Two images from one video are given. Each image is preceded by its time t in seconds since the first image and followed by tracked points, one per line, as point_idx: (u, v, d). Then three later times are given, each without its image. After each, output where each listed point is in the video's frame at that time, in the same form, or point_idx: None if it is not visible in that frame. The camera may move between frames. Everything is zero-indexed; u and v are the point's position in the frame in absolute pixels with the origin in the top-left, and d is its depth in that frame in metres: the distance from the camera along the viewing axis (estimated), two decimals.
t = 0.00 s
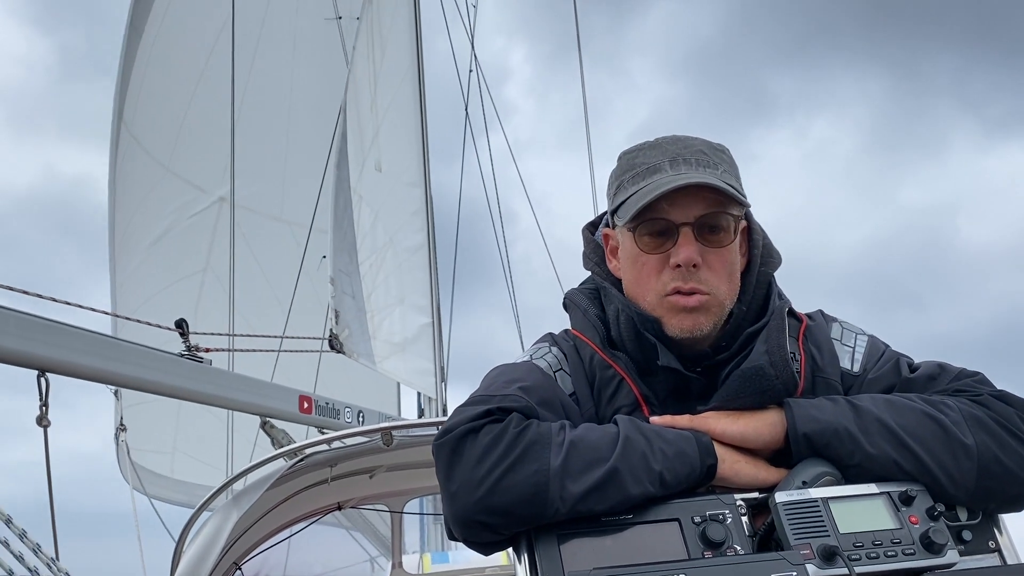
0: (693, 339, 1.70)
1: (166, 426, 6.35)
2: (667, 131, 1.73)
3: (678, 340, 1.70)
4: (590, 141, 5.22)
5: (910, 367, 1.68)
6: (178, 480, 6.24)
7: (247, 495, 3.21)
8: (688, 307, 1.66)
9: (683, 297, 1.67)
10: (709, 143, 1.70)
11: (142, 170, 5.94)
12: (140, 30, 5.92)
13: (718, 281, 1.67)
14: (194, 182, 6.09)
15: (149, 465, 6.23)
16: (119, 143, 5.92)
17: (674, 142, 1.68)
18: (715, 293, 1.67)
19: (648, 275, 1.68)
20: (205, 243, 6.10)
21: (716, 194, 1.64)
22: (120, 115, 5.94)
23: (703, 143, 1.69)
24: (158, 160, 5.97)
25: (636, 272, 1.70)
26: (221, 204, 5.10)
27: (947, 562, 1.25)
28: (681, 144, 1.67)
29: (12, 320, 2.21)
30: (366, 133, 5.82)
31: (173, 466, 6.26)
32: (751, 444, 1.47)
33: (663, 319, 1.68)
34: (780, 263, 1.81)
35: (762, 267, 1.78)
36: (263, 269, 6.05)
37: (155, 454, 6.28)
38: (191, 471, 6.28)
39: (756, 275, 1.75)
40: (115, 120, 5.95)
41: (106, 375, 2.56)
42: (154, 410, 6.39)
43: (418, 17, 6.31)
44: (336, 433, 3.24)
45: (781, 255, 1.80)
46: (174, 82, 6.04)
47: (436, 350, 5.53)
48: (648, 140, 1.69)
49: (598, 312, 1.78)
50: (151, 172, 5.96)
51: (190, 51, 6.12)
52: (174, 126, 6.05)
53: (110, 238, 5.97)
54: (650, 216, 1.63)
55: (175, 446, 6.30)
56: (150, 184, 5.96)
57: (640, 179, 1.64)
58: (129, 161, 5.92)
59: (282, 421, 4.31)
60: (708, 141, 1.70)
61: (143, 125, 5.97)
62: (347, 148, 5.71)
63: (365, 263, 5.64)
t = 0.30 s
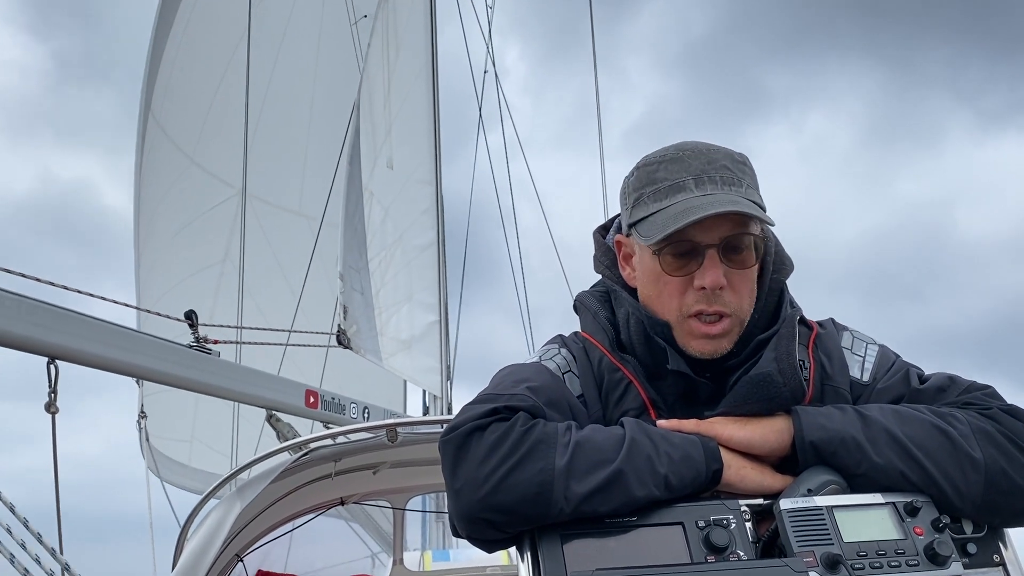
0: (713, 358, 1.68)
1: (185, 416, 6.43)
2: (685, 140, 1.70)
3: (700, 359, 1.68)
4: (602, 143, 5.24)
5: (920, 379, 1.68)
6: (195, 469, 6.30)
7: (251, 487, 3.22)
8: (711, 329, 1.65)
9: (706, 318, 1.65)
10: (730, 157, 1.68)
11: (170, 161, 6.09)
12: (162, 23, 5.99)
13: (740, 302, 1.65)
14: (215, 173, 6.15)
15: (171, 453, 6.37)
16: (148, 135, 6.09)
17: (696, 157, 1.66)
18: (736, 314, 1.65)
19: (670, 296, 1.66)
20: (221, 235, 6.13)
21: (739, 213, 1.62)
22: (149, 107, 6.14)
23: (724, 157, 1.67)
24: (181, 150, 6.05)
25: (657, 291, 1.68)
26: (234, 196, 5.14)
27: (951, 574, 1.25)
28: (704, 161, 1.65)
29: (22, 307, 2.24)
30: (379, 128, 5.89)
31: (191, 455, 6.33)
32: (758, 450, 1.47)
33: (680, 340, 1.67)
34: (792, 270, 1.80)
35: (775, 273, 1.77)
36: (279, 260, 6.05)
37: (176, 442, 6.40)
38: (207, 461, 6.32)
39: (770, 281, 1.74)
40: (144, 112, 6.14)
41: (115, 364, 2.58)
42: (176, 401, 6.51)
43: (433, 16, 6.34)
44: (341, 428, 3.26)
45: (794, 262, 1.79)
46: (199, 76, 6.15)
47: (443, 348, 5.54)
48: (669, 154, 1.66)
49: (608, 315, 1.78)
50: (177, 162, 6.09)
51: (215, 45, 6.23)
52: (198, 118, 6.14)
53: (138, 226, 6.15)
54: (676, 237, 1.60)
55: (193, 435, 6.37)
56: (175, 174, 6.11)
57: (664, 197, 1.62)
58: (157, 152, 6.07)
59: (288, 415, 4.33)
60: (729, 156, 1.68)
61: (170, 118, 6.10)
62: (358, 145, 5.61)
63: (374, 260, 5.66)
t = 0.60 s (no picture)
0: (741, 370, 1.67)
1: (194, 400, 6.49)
2: (718, 148, 1.60)
3: (727, 373, 1.67)
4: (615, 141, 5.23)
5: (934, 385, 1.67)
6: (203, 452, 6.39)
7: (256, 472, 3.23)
8: (740, 346, 1.62)
9: (736, 336, 1.61)
10: (763, 167, 1.60)
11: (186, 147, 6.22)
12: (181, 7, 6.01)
13: (771, 319, 1.61)
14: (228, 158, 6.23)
15: (181, 437, 6.48)
16: (168, 120, 6.24)
17: (730, 172, 1.57)
18: (767, 331, 1.61)
19: (700, 314, 1.61)
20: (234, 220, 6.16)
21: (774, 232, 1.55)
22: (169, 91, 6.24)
23: (759, 170, 1.58)
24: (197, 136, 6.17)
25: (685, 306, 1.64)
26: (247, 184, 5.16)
27: None
28: (739, 176, 1.56)
29: (37, 287, 2.25)
30: (392, 118, 5.90)
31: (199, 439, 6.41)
32: (769, 451, 1.47)
33: (710, 355, 1.64)
34: (809, 273, 1.80)
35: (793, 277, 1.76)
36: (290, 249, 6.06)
37: (184, 425, 6.48)
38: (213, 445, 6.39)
39: (790, 284, 1.73)
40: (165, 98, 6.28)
41: (125, 346, 2.60)
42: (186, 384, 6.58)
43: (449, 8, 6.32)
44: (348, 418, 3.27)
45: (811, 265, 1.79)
46: (218, 61, 6.17)
47: (450, 341, 5.54)
48: (703, 168, 1.56)
49: (623, 312, 1.79)
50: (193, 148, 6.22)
51: (235, 29, 6.22)
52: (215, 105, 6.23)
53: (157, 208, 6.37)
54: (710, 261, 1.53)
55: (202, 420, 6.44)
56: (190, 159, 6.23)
57: (699, 217, 1.54)
58: (174, 137, 6.24)
59: (295, 402, 4.36)
60: (762, 167, 1.59)
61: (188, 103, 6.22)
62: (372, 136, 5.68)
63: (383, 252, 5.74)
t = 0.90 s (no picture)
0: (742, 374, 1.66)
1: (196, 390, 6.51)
2: (731, 152, 1.58)
3: (727, 375, 1.66)
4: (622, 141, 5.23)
5: (934, 392, 1.67)
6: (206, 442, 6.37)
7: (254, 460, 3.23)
8: (744, 350, 1.61)
9: (740, 342, 1.61)
10: (775, 174, 1.59)
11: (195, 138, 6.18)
12: None
13: (775, 326, 1.61)
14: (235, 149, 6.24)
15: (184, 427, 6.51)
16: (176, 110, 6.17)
17: (743, 177, 1.56)
18: (771, 337, 1.61)
19: (706, 320, 1.61)
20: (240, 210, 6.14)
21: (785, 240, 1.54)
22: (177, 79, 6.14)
23: (772, 176, 1.57)
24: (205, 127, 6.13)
25: (691, 310, 1.63)
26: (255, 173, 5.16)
27: None
28: (752, 183, 1.55)
29: (49, 269, 2.25)
30: (401, 112, 5.90)
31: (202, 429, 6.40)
32: (765, 453, 1.47)
33: (714, 358, 1.64)
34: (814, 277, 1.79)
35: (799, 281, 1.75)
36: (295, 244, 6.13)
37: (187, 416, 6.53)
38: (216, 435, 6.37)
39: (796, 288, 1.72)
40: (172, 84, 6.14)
41: (132, 331, 2.60)
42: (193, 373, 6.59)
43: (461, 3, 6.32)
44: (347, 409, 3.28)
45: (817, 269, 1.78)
46: (228, 51, 6.09)
47: (452, 337, 5.56)
48: (716, 172, 1.55)
49: (625, 310, 1.79)
50: (200, 138, 6.17)
51: (245, 18, 6.13)
52: (223, 95, 6.14)
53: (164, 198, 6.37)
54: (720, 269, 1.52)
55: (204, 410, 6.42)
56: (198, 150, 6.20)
57: (711, 224, 1.53)
58: (182, 127, 6.19)
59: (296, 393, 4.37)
60: (775, 173, 1.58)
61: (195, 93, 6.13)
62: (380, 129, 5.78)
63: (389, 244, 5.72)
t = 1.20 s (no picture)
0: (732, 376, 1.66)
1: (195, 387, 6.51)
2: (726, 153, 1.59)
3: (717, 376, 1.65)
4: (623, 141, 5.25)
5: (926, 398, 1.67)
6: (204, 438, 6.33)
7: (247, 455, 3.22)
8: (734, 354, 1.60)
9: (730, 344, 1.59)
10: (769, 176, 1.58)
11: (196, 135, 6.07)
12: None
13: (765, 328, 1.59)
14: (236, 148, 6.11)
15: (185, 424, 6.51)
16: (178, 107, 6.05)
17: (736, 177, 1.56)
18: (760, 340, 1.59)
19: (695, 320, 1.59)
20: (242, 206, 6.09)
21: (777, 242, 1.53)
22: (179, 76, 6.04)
23: (765, 178, 1.57)
24: (207, 125, 6.02)
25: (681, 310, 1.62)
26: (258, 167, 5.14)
27: None
28: (744, 183, 1.55)
29: (58, 257, 2.23)
30: (403, 109, 5.90)
31: (202, 425, 6.39)
32: (756, 455, 1.47)
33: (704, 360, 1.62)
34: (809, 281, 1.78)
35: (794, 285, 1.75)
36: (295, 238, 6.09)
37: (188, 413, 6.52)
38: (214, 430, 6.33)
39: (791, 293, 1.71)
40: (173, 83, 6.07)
41: (143, 324, 2.58)
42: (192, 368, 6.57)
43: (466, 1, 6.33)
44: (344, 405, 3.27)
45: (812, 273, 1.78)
46: (230, 45, 5.91)
47: (450, 336, 5.57)
48: (710, 171, 1.55)
49: (620, 309, 1.78)
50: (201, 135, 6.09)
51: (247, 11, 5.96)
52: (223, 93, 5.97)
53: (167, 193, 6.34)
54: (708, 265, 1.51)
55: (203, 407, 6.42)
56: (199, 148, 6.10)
57: (700, 220, 1.52)
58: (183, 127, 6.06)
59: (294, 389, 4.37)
60: (769, 175, 1.58)
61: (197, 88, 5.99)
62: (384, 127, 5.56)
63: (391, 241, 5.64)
